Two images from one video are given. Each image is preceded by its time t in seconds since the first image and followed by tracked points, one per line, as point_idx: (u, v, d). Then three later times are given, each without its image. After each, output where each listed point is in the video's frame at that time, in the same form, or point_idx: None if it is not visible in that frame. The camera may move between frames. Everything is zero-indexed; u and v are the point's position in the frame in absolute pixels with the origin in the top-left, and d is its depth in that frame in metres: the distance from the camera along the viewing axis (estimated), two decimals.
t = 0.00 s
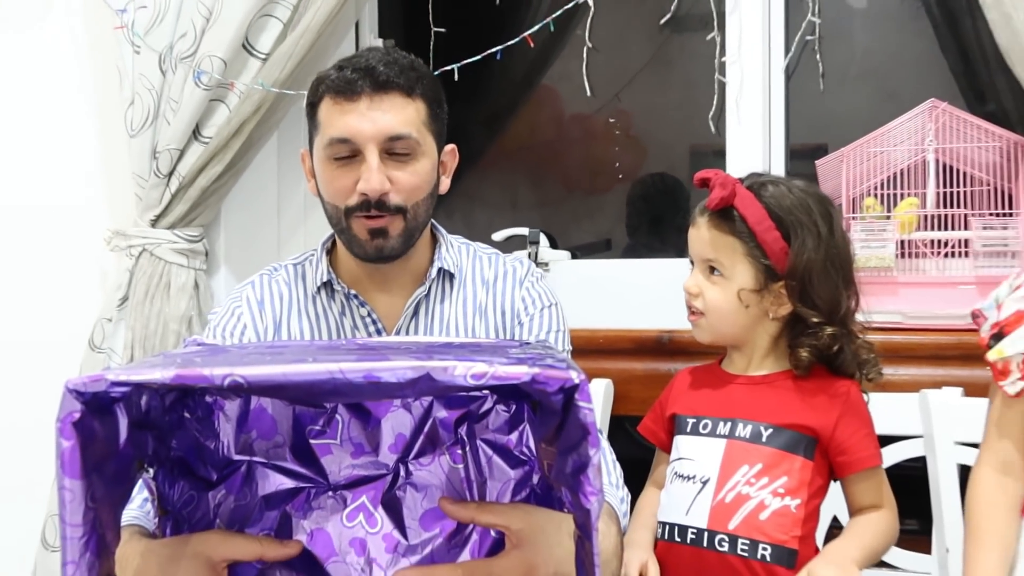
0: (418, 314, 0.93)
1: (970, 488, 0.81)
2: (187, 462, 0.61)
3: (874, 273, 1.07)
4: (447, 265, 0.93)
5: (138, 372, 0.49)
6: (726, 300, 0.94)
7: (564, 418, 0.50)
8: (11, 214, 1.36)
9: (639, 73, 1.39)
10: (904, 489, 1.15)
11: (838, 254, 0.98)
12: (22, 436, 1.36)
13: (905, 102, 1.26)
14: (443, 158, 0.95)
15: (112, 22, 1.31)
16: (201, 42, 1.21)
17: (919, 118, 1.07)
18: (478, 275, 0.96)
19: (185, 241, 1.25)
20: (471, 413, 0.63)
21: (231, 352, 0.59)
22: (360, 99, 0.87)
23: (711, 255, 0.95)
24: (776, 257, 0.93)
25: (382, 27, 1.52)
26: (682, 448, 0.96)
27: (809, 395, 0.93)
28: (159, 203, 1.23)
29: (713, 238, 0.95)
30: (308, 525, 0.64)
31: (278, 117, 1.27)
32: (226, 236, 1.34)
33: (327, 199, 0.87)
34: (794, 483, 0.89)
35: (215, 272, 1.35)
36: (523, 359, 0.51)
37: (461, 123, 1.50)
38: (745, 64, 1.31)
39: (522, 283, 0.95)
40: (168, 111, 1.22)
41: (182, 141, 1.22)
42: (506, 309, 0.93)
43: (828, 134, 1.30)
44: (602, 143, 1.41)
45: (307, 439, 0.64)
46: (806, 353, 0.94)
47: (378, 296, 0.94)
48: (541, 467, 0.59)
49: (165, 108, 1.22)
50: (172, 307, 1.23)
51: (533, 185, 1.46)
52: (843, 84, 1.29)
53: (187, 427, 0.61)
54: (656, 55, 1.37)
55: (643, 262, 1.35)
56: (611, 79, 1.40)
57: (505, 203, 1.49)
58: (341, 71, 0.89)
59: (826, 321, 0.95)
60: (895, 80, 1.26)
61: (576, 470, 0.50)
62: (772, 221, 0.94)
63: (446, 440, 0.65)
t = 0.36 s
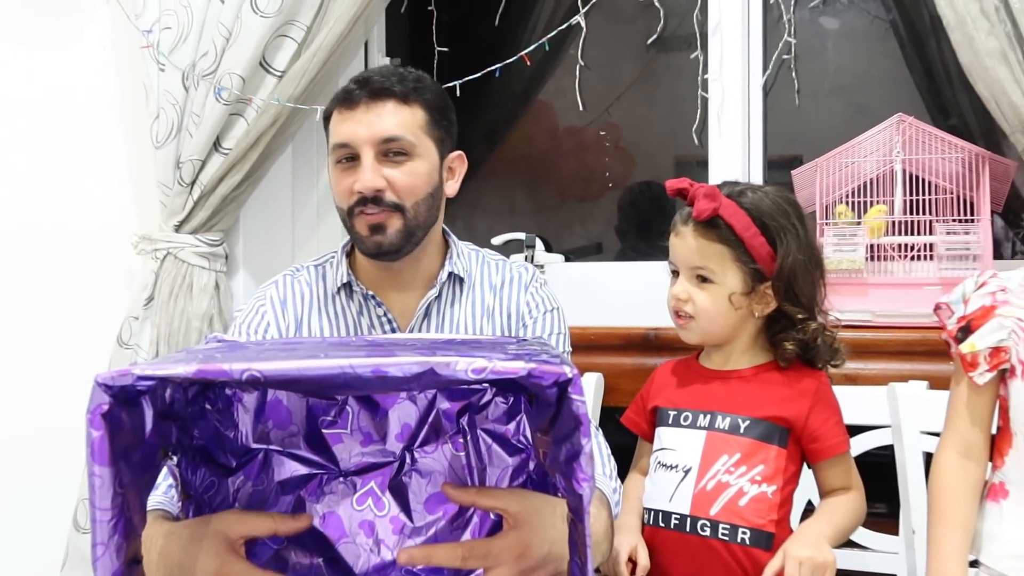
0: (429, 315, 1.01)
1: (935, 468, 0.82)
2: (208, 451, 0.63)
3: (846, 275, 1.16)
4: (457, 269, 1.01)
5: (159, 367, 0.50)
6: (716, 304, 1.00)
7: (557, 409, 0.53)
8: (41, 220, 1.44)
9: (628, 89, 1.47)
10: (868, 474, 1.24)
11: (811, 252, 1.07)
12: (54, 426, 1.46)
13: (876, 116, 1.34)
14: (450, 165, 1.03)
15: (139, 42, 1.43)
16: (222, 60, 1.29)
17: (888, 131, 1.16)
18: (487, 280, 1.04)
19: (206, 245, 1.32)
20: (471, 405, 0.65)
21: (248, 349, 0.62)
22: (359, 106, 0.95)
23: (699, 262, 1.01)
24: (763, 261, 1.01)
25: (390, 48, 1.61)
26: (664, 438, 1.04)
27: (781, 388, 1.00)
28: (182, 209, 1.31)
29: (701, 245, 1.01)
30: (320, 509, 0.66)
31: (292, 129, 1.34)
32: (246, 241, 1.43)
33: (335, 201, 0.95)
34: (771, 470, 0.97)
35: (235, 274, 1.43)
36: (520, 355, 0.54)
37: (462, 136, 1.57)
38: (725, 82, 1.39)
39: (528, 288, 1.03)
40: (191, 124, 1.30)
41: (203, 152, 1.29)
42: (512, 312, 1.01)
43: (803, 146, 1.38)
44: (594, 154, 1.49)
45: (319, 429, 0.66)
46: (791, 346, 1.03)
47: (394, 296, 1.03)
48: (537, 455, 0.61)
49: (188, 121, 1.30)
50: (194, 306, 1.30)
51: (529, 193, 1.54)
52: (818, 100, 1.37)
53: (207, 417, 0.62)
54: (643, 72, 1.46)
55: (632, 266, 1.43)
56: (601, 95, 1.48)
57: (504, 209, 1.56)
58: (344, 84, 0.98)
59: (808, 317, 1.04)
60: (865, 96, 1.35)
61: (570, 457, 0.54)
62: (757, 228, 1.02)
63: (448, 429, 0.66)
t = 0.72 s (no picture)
0: (430, 315, 1.02)
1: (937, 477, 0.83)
2: (209, 448, 0.63)
3: (841, 275, 1.17)
4: (457, 267, 1.02)
5: (163, 365, 0.51)
6: (714, 305, 1.01)
7: (557, 407, 0.54)
8: (44, 221, 1.46)
9: (626, 91, 1.48)
10: (863, 471, 1.25)
11: (805, 249, 1.08)
12: (56, 426, 1.47)
13: (871, 118, 1.36)
14: (456, 166, 1.04)
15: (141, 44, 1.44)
16: (224, 61, 1.29)
17: (883, 132, 1.17)
18: (488, 280, 1.05)
19: (208, 245, 1.33)
20: (471, 404, 0.65)
21: (250, 348, 0.62)
22: (369, 96, 0.97)
23: (696, 264, 1.01)
24: (761, 261, 1.02)
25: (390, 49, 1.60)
26: (657, 437, 1.05)
27: (775, 388, 1.01)
28: (185, 210, 1.32)
29: (699, 246, 1.01)
30: (321, 507, 0.65)
31: (293, 131, 1.34)
32: (246, 241, 1.47)
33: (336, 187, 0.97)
34: (764, 469, 0.98)
35: (236, 274, 1.47)
36: (519, 354, 0.55)
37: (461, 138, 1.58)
38: (723, 84, 1.39)
39: (530, 289, 1.03)
40: (193, 125, 1.31)
41: (205, 153, 1.30)
42: (513, 313, 1.02)
43: (799, 147, 1.39)
44: (592, 155, 1.50)
45: (320, 428, 0.65)
46: (787, 344, 1.04)
47: (394, 295, 1.04)
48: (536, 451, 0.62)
49: (190, 122, 1.31)
50: (195, 306, 1.31)
51: (529, 195, 1.55)
52: (814, 101, 1.38)
53: (208, 416, 0.62)
54: (641, 75, 1.47)
55: (630, 266, 1.44)
56: (600, 97, 1.49)
57: (503, 210, 1.57)
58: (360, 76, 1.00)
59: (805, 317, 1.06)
60: (861, 97, 1.36)
61: (569, 454, 0.55)
62: (755, 229, 1.02)
63: (449, 428, 0.66)
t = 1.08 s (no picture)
0: (432, 313, 1.02)
1: (943, 476, 0.84)
2: (210, 448, 0.63)
3: (840, 275, 1.16)
4: (458, 265, 1.03)
5: (164, 363, 0.51)
6: (717, 302, 1.01)
7: (557, 404, 0.54)
8: (43, 221, 1.46)
9: (626, 92, 1.48)
10: (862, 471, 1.25)
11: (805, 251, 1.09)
12: (56, 426, 1.47)
13: (871, 118, 1.36)
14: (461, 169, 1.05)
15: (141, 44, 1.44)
16: (224, 61, 1.29)
17: (883, 133, 1.16)
18: (489, 279, 1.05)
19: (208, 246, 1.33)
20: (471, 403, 0.65)
21: (250, 347, 0.62)
22: (384, 91, 0.98)
23: (699, 264, 1.01)
24: (762, 260, 1.02)
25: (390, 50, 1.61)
26: (651, 437, 1.05)
27: (770, 390, 1.02)
28: (185, 211, 1.32)
29: (701, 246, 1.01)
30: (321, 507, 0.64)
31: (294, 131, 1.34)
32: (246, 240, 1.47)
33: (344, 177, 0.97)
34: (759, 471, 0.98)
35: (236, 274, 1.47)
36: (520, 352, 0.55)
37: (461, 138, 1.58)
38: (723, 83, 1.39)
39: (531, 288, 1.04)
40: (192, 125, 1.31)
41: (205, 154, 1.30)
42: (514, 313, 1.02)
43: (799, 147, 1.39)
44: (592, 155, 1.50)
45: (320, 427, 0.65)
46: (784, 346, 1.04)
47: (397, 293, 1.05)
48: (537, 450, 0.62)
49: (190, 123, 1.31)
50: (195, 306, 1.31)
51: (529, 195, 1.55)
52: (814, 101, 1.39)
53: (209, 416, 0.62)
54: (641, 75, 1.47)
55: (630, 267, 1.44)
56: (600, 98, 1.49)
57: (503, 210, 1.57)
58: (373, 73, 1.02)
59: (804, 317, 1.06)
60: (861, 98, 1.36)
61: (570, 451, 0.54)
62: (757, 229, 1.02)
63: (449, 428, 0.66)
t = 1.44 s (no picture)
0: (427, 313, 1.03)
1: (944, 473, 0.85)
2: (210, 447, 0.63)
3: (840, 275, 1.17)
4: (453, 264, 1.03)
5: (163, 363, 0.51)
6: (715, 302, 1.01)
7: (557, 404, 0.54)
8: (42, 221, 1.46)
9: (625, 92, 1.48)
10: (861, 470, 1.25)
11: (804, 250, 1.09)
12: (57, 426, 1.47)
13: (871, 118, 1.36)
14: (455, 167, 1.05)
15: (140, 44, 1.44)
16: (223, 61, 1.29)
17: (882, 133, 1.17)
18: (485, 278, 1.06)
19: (208, 246, 1.33)
20: (471, 403, 0.65)
21: (249, 346, 0.62)
22: (376, 92, 0.99)
23: (696, 264, 1.01)
24: (760, 260, 1.02)
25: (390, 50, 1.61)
26: (652, 437, 1.04)
27: (771, 390, 1.01)
28: (184, 210, 1.32)
29: (698, 246, 1.01)
30: (321, 507, 0.65)
31: (294, 130, 1.34)
32: (248, 241, 1.46)
33: (339, 180, 0.97)
34: (759, 471, 0.98)
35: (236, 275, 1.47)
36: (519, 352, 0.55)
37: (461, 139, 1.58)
38: (723, 83, 1.39)
39: (527, 287, 1.04)
40: (192, 125, 1.31)
41: (204, 153, 1.30)
42: (511, 312, 1.03)
43: (799, 147, 1.39)
44: (592, 154, 1.50)
45: (320, 427, 0.65)
46: (785, 345, 1.04)
47: (392, 291, 1.06)
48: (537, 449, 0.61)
49: (190, 122, 1.31)
50: (195, 306, 1.31)
51: (529, 194, 1.55)
52: (814, 100, 1.39)
53: (209, 416, 0.62)
54: (640, 75, 1.47)
55: (630, 267, 1.44)
56: (600, 97, 1.49)
57: (503, 210, 1.57)
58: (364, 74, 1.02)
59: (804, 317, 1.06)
60: (860, 98, 1.36)
61: (569, 451, 0.54)
62: (754, 228, 1.02)
63: (449, 427, 0.66)
